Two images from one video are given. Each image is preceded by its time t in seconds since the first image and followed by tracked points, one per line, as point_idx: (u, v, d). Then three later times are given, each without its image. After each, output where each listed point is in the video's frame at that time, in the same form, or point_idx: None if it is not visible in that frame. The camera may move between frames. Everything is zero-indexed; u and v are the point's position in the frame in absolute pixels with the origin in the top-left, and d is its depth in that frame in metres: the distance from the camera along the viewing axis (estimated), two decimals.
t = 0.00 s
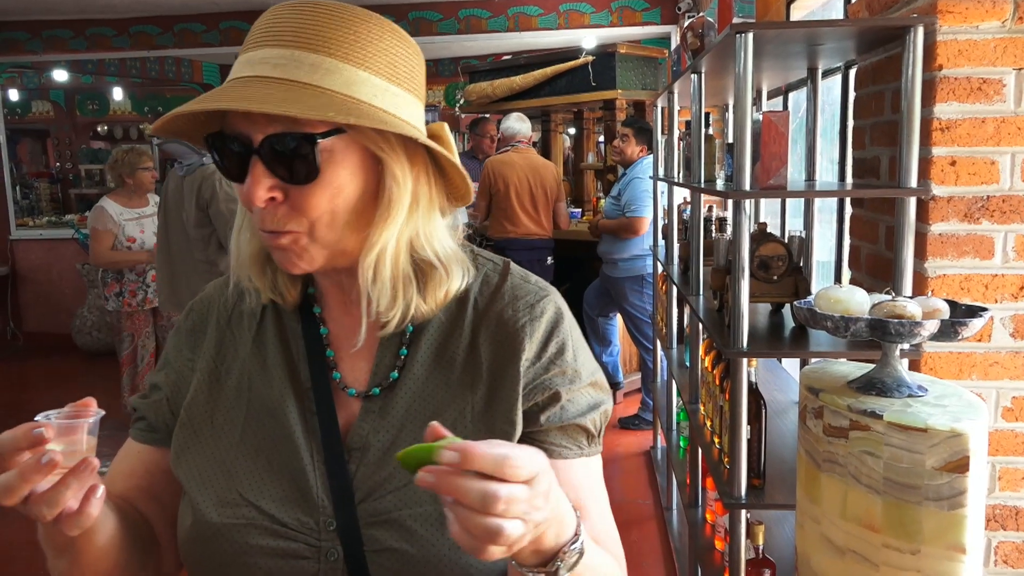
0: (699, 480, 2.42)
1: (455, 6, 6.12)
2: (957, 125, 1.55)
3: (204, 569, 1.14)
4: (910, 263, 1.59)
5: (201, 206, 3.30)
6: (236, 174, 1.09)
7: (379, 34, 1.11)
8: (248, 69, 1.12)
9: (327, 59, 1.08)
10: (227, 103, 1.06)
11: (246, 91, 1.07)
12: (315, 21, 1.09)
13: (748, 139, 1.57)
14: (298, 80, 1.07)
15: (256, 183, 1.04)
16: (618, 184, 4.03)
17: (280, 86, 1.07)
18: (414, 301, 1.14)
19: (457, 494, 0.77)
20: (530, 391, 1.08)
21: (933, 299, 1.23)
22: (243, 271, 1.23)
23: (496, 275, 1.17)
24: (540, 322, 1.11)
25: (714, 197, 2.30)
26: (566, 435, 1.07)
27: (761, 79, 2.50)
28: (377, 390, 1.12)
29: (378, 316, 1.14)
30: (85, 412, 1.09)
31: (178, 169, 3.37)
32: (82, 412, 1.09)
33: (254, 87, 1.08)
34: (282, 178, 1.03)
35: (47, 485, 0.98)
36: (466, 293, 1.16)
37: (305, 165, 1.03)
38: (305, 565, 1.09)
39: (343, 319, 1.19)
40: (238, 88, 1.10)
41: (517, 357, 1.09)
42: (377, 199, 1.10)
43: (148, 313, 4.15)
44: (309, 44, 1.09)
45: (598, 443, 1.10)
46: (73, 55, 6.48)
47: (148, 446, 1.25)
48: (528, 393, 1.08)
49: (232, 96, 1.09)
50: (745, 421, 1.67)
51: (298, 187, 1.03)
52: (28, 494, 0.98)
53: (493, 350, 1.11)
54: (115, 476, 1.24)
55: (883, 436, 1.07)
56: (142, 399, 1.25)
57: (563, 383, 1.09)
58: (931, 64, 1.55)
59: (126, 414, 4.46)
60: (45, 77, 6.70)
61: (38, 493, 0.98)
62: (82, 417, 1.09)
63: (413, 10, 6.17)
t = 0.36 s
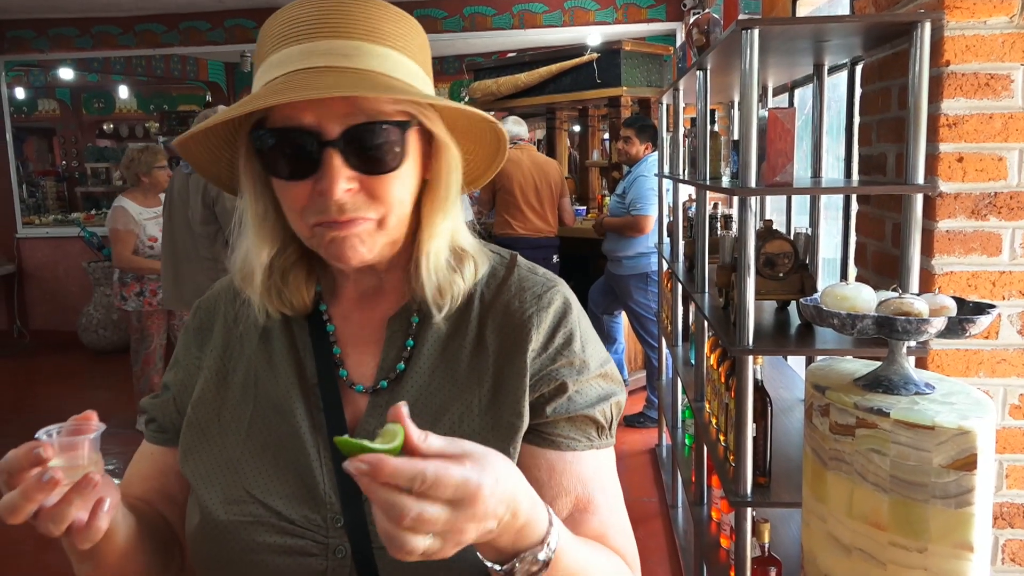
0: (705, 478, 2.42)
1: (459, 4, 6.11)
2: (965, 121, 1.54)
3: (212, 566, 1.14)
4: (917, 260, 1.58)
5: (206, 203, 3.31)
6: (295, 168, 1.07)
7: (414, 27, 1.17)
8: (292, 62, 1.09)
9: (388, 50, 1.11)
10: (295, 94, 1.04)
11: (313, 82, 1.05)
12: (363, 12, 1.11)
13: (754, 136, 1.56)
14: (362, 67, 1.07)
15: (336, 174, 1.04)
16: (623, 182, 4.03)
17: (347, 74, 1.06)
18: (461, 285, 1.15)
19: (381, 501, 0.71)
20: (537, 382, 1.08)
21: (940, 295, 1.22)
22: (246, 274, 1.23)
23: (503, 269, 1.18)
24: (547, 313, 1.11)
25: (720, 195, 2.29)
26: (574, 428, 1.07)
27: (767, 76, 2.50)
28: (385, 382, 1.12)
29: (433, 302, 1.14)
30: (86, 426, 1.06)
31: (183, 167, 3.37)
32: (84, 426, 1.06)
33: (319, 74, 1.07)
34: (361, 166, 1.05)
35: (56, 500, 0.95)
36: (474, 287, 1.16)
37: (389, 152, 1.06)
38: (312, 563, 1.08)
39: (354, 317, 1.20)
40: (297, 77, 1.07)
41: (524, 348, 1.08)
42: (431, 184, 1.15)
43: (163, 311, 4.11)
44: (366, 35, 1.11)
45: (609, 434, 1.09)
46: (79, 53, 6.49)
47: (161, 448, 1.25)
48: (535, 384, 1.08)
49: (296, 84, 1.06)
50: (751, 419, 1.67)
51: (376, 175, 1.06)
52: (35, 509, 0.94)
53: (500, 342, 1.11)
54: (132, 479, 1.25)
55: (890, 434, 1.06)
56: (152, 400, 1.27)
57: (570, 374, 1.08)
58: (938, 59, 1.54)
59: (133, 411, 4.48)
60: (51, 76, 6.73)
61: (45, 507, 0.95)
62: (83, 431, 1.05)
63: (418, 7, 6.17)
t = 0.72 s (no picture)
0: (710, 478, 2.41)
1: (463, 3, 6.12)
2: (971, 119, 1.53)
3: (219, 567, 1.15)
4: (923, 258, 1.58)
5: (211, 203, 3.31)
6: (310, 149, 1.07)
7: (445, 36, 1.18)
8: (321, 46, 1.09)
9: (417, 48, 1.11)
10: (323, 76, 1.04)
11: (340, 66, 1.05)
12: (401, 14, 1.13)
13: (759, 135, 1.57)
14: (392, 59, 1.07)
15: (353, 160, 1.05)
16: (627, 182, 4.02)
17: (376, 64, 1.06)
18: (459, 291, 1.15)
19: (417, 524, 0.69)
20: (541, 379, 1.08)
21: (946, 294, 1.22)
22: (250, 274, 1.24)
23: (508, 265, 1.18)
24: (551, 309, 1.10)
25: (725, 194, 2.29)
26: (581, 426, 1.06)
27: (772, 75, 2.49)
28: (388, 380, 1.12)
29: (432, 302, 1.14)
30: (93, 446, 1.03)
31: (188, 167, 3.37)
32: (92, 446, 1.02)
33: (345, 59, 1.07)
34: (379, 155, 1.06)
35: (62, 521, 0.94)
36: (478, 285, 1.16)
37: (407, 144, 1.06)
38: (318, 565, 1.08)
39: (358, 317, 1.21)
40: (322, 59, 1.07)
41: (529, 344, 1.08)
42: (438, 186, 1.17)
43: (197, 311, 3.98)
44: (399, 31, 1.11)
45: (616, 430, 1.09)
46: (85, 55, 6.52)
47: (166, 447, 1.26)
48: (539, 380, 1.07)
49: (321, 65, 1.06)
50: (756, 418, 1.66)
51: (390, 166, 1.06)
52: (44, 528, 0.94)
53: (504, 339, 1.11)
54: (137, 480, 1.25)
55: (896, 433, 1.06)
56: (158, 399, 1.27)
57: (575, 370, 1.08)
58: (943, 57, 1.54)
59: (139, 411, 4.49)
60: (56, 77, 6.74)
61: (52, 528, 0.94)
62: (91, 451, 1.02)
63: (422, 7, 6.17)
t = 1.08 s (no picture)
0: (709, 476, 2.41)
1: (462, 3, 6.12)
2: (969, 118, 1.53)
3: (223, 563, 1.15)
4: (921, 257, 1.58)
5: (210, 203, 3.30)
6: (260, 164, 1.05)
7: (403, 23, 1.09)
8: (266, 60, 1.07)
9: (356, 45, 1.04)
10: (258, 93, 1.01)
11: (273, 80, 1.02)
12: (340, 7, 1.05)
13: (757, 134, 1.56)
14: (327, 64, 1.02)
15: (292, 171, 1.00)
16: (625, 181, 4.02)
17: (312, 71, 1.02)
18: (461, 288, 1.13)
19: (486, 502, 0.81)
20: (550, 383, 1.09)
21: (944, 293, 1.22)
22: (254, 271, 1.22)
23: (512, 265, 1.18)
24: (558, 313, 1.11)
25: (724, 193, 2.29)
26: (591, 427, 1.09)
27: (771, 74, 2.49)
28: (392, 381, 1.12)
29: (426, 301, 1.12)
30: (168, 425, 1.00)
31: (187, 167, 3.36)
32: (166, 426, 1.00)
33: (276, 74, 1.03)
34: (319, 162, 1.00)
35: (133, 499, 0.94)
36: (483, 284, 1.15)
37: (343, 149, 1.00)
38: (323, 560, 1.09)
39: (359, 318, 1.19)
40: (259, 78, 1.05)
41: (537, 348, 1.09)
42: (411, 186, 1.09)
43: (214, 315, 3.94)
44: (340, 30, 1.05)
45: (622, 429, 1.12)
46: (84, 54, 6.52)
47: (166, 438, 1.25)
48: (549, 383, 1.09)
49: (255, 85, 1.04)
50: (754, 417, 1.66)
51: (335, 173, 1.01)
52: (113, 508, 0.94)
53: (512, 342, 1.11)
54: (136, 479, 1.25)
55: (894, 432, 1.06)
56: (160, 389, 1.26)
57: (585, 374, 1.10)
58: (942, 56, 1.54)
59: (139, 411, 4.49)
60: (55, 77, 6.73)
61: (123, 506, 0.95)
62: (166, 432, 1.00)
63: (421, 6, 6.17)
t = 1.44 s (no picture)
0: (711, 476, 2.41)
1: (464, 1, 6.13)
2: (974, 117, 1.53)
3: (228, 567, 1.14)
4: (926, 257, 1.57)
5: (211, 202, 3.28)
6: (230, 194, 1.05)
7: (348, 21, 1.06)
8: (218, 89, 1.06)
9: (304, 59, 1.04)
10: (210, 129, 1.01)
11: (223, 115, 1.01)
12: (279, 21, 1.03)
13: (761, 133, 1.55)
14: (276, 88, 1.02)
15: (256, 200, 0.99)
16: (626, 180, 4.01)
17: (262, 99, 1.02)
18: (424, 296, 1.13)
19: (538, 514, 0.81)
20: (556, 382, 1.10)
21: (950, 292, 1.21)
22: (243, 285, 1.19)
23: (511, 261, 1.18)
24: (561, 312, 1.11)
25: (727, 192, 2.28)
26: (597, 422, 1.10)
27: (775, 73, 2.48)
28: (393, 384, 1.12)
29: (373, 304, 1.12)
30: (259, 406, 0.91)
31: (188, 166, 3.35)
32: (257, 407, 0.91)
33: (229, 103, 1.03)
34: (279, 183, 0.99)
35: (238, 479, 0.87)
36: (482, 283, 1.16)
37: (306, 169, 0.99)
38: (329, 563, 1.08)
39: (355, 317, 1.18)
40: (213, 108, 1.05)
41: (541, 347, 1.10)
42: (374, 192, 1.08)
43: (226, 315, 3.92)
44: (283, 46, 1.03)
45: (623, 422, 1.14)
46: (86, 51, 6.53)
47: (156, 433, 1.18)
48: (557, 382, 1.10)
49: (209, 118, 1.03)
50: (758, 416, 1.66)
51: (299, 196, 1.00)
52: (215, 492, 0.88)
53: (514, 340, 1.12)
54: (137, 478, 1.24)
55: (898, 432, 1.05)
56: (155, 383, 1.23)
57: (591, 372, 1.11)
58: (947, 55, 1.53)
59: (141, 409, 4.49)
60: (57, 74, 6.70)
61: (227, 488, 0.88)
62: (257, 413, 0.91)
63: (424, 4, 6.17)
